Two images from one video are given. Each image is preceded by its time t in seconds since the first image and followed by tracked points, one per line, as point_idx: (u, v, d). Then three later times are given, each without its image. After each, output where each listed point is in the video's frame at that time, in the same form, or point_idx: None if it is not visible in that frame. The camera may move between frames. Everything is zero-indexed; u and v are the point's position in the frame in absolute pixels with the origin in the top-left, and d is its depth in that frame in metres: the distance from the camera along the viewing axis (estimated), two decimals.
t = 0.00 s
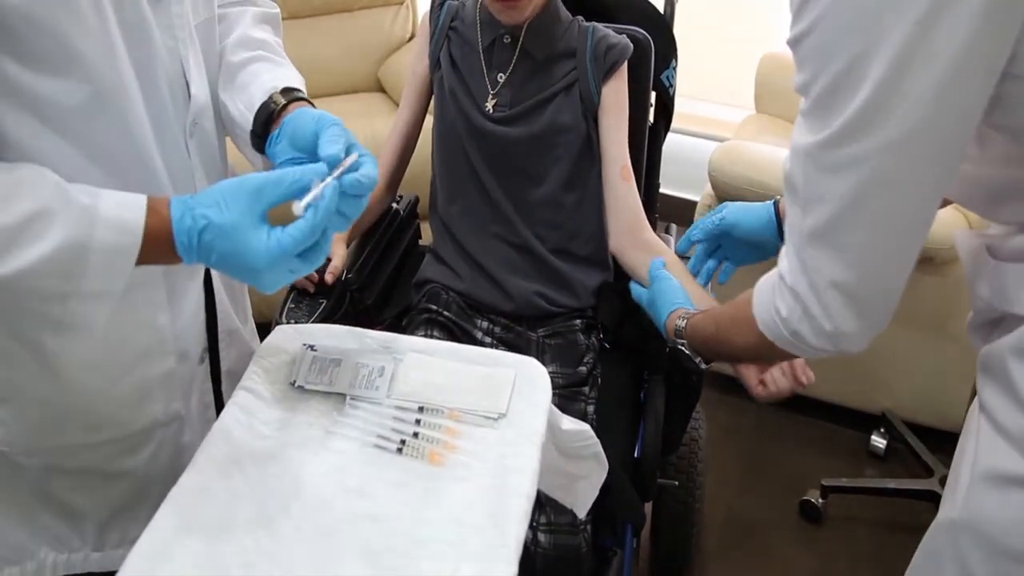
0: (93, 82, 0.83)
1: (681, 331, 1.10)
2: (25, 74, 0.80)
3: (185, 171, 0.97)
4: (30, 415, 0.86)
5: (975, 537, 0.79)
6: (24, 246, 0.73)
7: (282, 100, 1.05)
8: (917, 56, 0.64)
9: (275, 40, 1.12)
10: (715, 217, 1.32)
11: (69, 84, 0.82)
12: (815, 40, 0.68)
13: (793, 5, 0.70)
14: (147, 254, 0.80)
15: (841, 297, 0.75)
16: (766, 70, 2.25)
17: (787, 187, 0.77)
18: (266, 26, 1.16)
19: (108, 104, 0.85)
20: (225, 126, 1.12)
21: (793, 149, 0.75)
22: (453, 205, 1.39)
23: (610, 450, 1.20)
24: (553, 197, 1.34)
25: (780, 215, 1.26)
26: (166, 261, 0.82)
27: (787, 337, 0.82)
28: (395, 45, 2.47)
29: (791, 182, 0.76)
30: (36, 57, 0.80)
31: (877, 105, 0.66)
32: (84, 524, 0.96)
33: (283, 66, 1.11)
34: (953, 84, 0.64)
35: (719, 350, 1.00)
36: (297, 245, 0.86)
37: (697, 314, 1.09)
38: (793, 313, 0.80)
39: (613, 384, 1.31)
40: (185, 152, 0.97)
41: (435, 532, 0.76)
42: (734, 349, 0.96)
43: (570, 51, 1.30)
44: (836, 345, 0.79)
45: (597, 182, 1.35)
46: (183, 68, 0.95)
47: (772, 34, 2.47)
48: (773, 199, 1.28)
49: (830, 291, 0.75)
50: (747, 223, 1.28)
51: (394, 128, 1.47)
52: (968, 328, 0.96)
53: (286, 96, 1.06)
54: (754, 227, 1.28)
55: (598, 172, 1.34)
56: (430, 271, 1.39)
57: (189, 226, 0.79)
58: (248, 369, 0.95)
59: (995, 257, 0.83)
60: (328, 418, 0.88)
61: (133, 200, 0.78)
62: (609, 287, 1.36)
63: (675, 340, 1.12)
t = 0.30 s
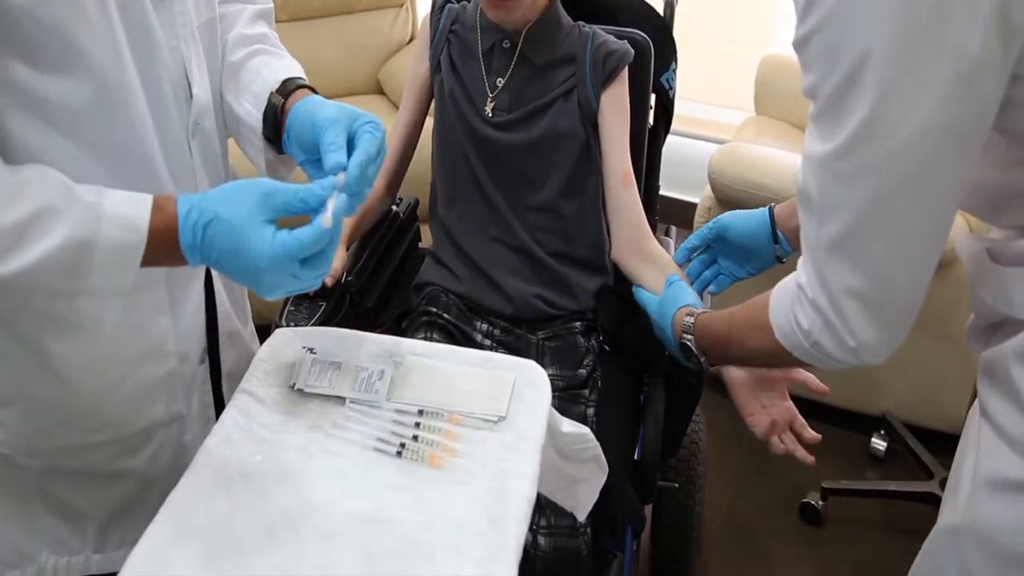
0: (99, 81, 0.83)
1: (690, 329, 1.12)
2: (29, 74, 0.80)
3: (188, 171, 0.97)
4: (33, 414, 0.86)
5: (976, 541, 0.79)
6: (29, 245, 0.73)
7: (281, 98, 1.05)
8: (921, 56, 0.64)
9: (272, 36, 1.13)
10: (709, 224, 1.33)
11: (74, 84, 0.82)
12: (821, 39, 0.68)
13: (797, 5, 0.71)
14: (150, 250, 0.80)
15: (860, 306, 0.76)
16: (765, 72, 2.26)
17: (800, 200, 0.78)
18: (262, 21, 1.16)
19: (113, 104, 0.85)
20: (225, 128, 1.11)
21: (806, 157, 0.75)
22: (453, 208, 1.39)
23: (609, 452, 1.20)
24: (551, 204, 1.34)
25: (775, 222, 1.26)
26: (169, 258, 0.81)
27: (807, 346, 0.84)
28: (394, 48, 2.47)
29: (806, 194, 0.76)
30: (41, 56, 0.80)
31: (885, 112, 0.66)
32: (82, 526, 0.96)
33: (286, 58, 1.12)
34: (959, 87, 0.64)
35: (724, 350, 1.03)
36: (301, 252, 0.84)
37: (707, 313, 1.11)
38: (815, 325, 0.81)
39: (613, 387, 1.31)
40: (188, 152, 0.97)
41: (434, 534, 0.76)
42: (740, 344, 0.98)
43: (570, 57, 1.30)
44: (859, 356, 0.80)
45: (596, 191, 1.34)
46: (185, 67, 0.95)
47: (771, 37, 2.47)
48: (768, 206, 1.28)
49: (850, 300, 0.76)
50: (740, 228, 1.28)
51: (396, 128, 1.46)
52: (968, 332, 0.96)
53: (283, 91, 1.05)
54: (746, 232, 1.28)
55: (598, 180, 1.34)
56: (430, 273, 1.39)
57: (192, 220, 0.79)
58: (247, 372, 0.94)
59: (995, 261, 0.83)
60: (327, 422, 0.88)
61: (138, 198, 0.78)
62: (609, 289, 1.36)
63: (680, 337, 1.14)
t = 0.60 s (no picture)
0: (107, 77, 0.83)
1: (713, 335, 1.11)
2: (36, 70, 0.80)
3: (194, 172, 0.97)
4: (43, 411, 0.85)
5: (976, 547, 0.79)
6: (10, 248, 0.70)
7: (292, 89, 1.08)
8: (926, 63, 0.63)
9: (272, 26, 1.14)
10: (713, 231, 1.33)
11: (86, 79, 0.82)
12: (824, 46, 0.68)
13: (800, 12, 0.71)
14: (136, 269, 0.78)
15: (873, 312, 0.75)
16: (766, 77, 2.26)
17: (811, 211, 0.78)
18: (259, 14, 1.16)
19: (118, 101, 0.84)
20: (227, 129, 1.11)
21: (814, 166, 0.75)
22: (453, 211, 1.39)
23: (608, 456, 1.20)
24: (550, 208, 1.34)
25: (777, 227, 1.25)
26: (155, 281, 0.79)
27: (823, 352, 0.84)
28: (395, 50, 2.47)
29: (814, 205, 0.76)
30: (51, 52, 0.80)
31: (890, 120, 0.66)
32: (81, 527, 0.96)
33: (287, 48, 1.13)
34: (966, 94, 0.64)
35: (745, 356, 1.03)
36: (285, 295, 0.78)
37: (733, 318, 1.10)
38: (829, 331, 0.81)
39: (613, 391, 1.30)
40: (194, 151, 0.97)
41: (433, 534, 0.76)
42: (760, 351, 0.99)
43: (571, 62, 1.30)
44: (875, 362, 0.80)
45: (598, 195, 1.34)
46: (191, 65, 0.96)
47: (772, 42, 2.48)
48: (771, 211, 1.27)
49: (863, 306, 0.75)
50: (742, 232, 1.28)
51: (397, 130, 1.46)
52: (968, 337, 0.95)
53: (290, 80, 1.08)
54: (748, 237, 1.27)
55: (602, 187, 1.34)
56: (431, 276, 1.38)
57: (175, 243, 0.76)
58: (247, 374, 0.95)
59: (995, 267, 0.83)
60: (327, 424, 0.88)
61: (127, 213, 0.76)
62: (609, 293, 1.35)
63: (705, 344, 1.13)
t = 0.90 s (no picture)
0: (124, 68, 0.82)
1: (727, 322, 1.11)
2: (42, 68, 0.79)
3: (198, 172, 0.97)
4: (55, 408, 0.84)
5: (977, 548, 0.79)
6: (65, 232, 0.72)
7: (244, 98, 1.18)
8: (927, 65, 0.63)
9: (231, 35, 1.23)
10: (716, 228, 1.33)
11: (101, 70, 0.81)
12: (826, 48, 0.68)
13: (802, 13, 0.71)
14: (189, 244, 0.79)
15: (876, 308, 0.75)
16: (766, 77, 2.26)
17: (816, 208, 0.77)
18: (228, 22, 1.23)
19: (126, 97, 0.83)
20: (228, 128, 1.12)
21: (819, 165, 0.75)
22: (453, 211, 1.39)
23: (608, 456, 1.20)
24: (549, 208, 1.33)
25: (779, 224, 1.25)
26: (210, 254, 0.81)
27: (831, 346, 0.85)
28: (396, 50, 2.47)
29: (820, 204, 0.76)
30: (59, 41, 0.79)
31: (892, 121, 0.66)
32: (80, 526, 0.95)
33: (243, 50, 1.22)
34: (968, 94, 0.64)
35: (759, 349, 1.05)
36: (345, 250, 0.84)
37: (744, 308, 1.10)
38: (834, 323, 0.81)
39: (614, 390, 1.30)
40: (204, 150, 0.97)
41: (435, 535, 0.76)
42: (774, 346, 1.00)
43: (572, 61, 1.30)
44: (881, 353, 0.80)
45: (598, 194, 1.34)
46: (201, 67, 0.97)
47: (773, 42, 2.48)
48: (774, 208, 1.27)
49: (869, 302, 0.75)
50: (744, 229, 1.28)
51: (397, 129, 1.46)
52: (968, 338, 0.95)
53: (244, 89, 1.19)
54: (750, 235, 1.27)
55: (603, 187, 1.34)
56: (431, 275, 1.38)
57: (233, 214, 0.79)
58: (247, 373, 0.95)
59: (996, 268, 0.83)
60: (327, 423, 0.88)
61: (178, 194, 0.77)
62: (609, 292, 1.35)
63: (717, 336, 1.13)
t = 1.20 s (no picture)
0: (133, 61, 0.83)
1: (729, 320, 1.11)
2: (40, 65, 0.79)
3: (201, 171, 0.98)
4: (88, 392, 0.86)
5: (978, 549, 0.78)
6: (139, 203, 0.75)
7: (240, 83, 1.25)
8: (930, 71, 0.63)
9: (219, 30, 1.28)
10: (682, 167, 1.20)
11: (123, 58, 0.83)
12: (829, 53, 0.68)
13: (806, 13, 0.70)
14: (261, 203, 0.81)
15: (877, 305, 0.76)
16: (766, 77, 2.26)
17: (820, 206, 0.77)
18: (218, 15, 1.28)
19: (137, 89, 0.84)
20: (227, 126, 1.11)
21: (821, 165, 0.74)
22: (452, 209, 1.38)
23: (607, 456, 1.20)
24: (548, 206, 1.33)
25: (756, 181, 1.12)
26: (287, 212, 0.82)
27: (837, 342, 0.84)
28: (395, 48, 2.47)
29: (824, 202, 0.75)
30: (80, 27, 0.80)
31: (896, 121, 0.66)
32: (77, 523, 0.95)
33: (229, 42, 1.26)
34: (972, 97, 0.64)
35: (764, 344, 1.05)
36: (416, 193, 0.86)
37: (748, 304, 1.10)
38: (838, 319, 0.81)
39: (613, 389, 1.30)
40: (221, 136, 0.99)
41: (434, 534, 0.75)
42: (778, 341, 1.01)
43: (570, 60, 1.30)
44: (883, 349, 0.80)
45: (596, 193, 1.34)
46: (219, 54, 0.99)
47: (772, 42, 2.48)
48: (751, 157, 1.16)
49: (873, 300, 0.75)
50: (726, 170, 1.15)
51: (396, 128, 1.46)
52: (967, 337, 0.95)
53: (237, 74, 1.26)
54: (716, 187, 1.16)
55: (603, 187, 1.34)
56: (430, 274, 1.38)
57: (305, 167, 0.81)
58: (246, 370, 0.94)
59: (997, 268, 0.83)
60: (327, 421, 0.88)
61: (243, 159, 0.79)
62: (608, 292, 1.35)
63: (722, 331, 1.13)
